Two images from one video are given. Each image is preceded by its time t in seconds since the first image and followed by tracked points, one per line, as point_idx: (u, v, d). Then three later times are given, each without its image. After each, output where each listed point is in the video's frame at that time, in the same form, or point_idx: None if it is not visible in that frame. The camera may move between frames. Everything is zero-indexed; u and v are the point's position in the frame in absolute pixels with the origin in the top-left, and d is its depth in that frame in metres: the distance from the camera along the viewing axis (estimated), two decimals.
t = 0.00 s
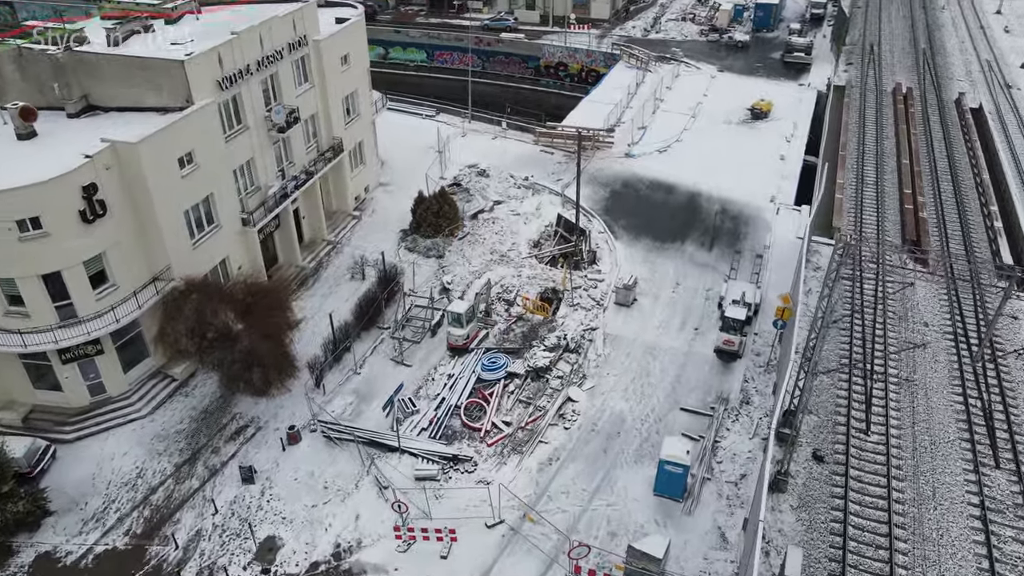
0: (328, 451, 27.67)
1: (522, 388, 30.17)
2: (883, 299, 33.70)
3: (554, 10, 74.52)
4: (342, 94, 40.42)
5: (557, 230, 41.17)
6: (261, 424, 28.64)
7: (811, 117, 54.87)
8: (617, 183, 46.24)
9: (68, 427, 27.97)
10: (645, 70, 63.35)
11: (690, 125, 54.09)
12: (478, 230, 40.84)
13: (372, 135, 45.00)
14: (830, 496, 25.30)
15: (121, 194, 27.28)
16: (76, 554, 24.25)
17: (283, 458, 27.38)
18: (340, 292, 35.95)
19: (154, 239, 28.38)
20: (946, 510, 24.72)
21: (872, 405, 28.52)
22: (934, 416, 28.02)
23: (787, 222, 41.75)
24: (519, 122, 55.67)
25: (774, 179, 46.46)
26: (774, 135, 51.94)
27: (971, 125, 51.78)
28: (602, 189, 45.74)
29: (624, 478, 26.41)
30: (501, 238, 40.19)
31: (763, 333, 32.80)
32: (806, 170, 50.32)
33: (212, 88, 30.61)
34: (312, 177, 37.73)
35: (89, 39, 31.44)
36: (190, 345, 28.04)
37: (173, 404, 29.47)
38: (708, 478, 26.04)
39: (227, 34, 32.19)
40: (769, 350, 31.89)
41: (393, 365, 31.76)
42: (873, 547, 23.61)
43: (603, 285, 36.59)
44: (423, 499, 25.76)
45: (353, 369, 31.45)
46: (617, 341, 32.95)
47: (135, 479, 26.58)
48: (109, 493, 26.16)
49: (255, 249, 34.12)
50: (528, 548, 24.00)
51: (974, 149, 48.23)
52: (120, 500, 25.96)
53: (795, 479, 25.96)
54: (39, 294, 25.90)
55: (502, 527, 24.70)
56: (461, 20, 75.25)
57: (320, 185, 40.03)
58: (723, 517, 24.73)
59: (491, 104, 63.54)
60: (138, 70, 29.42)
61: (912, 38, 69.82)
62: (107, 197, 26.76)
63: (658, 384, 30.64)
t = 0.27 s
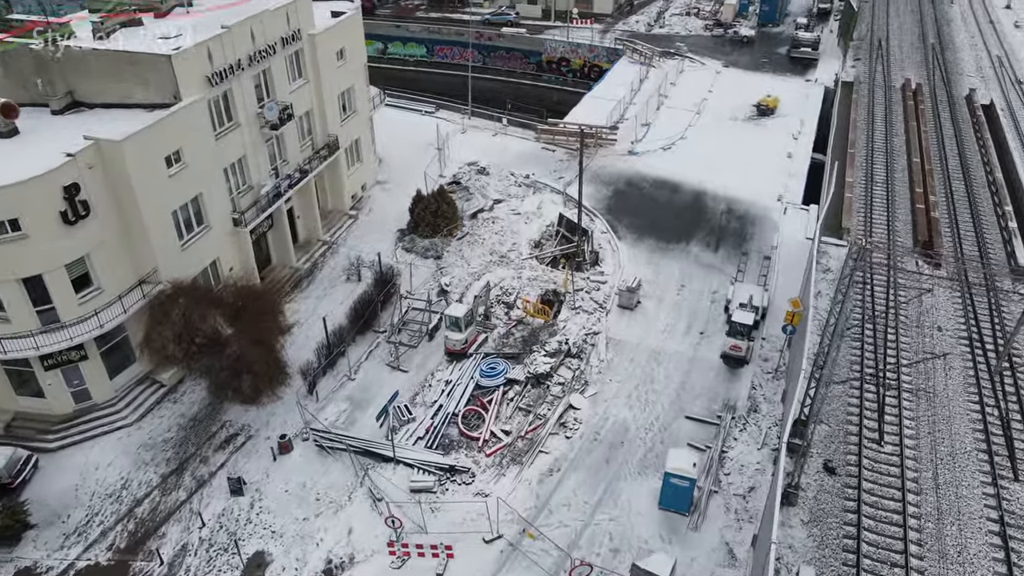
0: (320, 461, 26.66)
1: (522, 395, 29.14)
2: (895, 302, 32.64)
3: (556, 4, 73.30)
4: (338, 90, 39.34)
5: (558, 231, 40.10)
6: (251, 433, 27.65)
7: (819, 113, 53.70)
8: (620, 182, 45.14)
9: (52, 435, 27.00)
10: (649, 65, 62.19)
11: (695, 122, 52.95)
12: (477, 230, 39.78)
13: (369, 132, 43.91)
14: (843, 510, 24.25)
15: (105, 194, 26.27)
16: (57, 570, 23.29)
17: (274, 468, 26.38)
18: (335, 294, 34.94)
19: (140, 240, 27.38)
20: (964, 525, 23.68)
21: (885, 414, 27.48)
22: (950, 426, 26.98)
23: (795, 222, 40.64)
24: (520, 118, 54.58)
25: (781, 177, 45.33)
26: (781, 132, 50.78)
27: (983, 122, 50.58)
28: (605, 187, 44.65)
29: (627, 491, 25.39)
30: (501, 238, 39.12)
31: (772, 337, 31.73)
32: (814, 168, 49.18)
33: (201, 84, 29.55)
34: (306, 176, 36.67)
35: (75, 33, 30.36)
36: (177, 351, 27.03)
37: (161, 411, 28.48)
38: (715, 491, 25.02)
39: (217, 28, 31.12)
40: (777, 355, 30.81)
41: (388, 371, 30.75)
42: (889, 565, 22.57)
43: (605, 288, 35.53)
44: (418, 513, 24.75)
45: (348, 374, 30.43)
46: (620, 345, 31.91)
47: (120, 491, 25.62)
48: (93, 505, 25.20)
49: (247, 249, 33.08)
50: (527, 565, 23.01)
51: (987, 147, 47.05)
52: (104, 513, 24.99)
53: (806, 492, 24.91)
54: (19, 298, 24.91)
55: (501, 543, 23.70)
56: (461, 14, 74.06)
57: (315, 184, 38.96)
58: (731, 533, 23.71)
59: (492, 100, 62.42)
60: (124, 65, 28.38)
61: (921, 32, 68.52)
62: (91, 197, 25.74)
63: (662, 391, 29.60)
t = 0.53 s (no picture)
0: (314, 471, 25.65)
1: (524, 403, 28.09)
2: (911, 307, 31.51)
3: None
4: (337, 86, 38.27)
5: (562, 230, 39.00)
6: (243, 441, 26.66)
7: (830, 110, 52.45)
8: (626, 180, 44.01)
9: (37, 443, 26.04)
10: (655, 60, 60.94)
11: (703, 119, 51.75)
12: (479, 229, 38.69)
13: (369, 129, 42.84)
14: (859, 526, 23.16)
15: (90, 193, 25.27)
16: None
17: (266, 478, 25.38)
18: (332, 295, 33.95)
19: (128, 241, 26.39)
20: (987, 543, 22.57)
21: (902, 424, 26.37)
22: (970, 437, 25.86)
23: (806, 222, 39.47)
24: (524, 114, 53.43)
25: (792, 176, 44.14)
26: (791, 129, 49.56)
27: (999, 119, 49.27)
28: (611, 186, 43.52)
29: (633, 504, 24.34)
30: (504, 238, 38.04)
31: (783, 343, 30.64)
32: (825, 166, 47.96)
33: (192, 78, 28.52)
34: (303, 174, 35.63)
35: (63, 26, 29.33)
36: (167, 356, 26.04)
37: (150, 418, 27.51)
38: (725, 505, 23.98)
39: (209, 21, 30.08)
40: (789, 362, 29.70)
41: (386, 376, 29.73)
42: None
43: (611, 290, 34.45)
44: (415, 527, 23.74)
45: (344, 380, 29.40)
46: (626, 350, 30.83)
47: (106, 502, 24.66)
48: (78, 517, 24.25)
49: (241, 250, 32.06)
50: None
51: (1003, 145, 45.78)
52: (89, 525, 24.04)
53: (820, 507, 23.83)
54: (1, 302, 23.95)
55: (501, 559, 22.69)
56: (465, 8, 72.80)
57: (313, 181, 37.91)
58: (742, 550, 22.66)
59: (495, 96, 61.29)
60: (112, 59, 27.39)
61: (933, 27, 67.12)
62: (76, 196, 24.74)
63: (670, 398, 28.52)
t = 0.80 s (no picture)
0: (310, 480, 24.66)
1: (529, 411, 27.04)
2: (933, 313, 30.27)
3: None
4: (339, 80, 37.22)
5: (571, 230, 37.87)
6: (238, 448, 25.70)
7: (846, 107, 51.05)
8: (637, 178, 42.83)
9: (24, 448, 25.15)
10: (667, 55, 59.63)
11: (716, 115, 50.45)
12: (485, 227, 37.60)
13: (373, 124, 41.78)
14: (881, 546, 21.99)
15: (79, 190, 24.32)
16: None
17: (260, 487, 24.40)
18: (332, 296, 32.99)
19: (119, 239, 25.44)
20: (1017, 565, 21.37)
21: (925, 437, 25.16)
22: (997, 450, 24.65)
23: (823, 223, 38.19)
24: (532, 110, 52.25)
25: (807, 175, 42.83)
26: (806, 127, 48.23)
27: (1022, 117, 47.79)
28: (620, 184, 42.35)
29: (643, 519, 23.27)
30: (510, 237, 36.92)
31: (800, 349, 29.45)
32: (841, 165, 46.62)
33: (188, 71, 27.52)
34: (304, 170, 34.61)
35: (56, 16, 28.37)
36: (159, 359, 25.09)
37: (143, 423, 26.59)
38: (740, 521, 22.88)
39: (206, 12, 29.07)
40: (806, 369, 28.50)
41: (387, 381, 28.71)
42: None
43: (620, 292, 33.32)
44: (414, 540, 22.72)
45: (343, 384, 28.39)
46: (636, 356, 29.72)
47: (94, 511, 23.75)
48: (64, 526, 23.35)
49: (238, 248, 31.06)
50: None
51: None
52: (76, 535, 23.14)
53: (839, 524, 22.67)
54: None
55: None
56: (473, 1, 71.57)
57: (314, 178, 36.88)
58: (757, 570, 21.56)
59: (503, 91, 60.15)
60: (104, 50, 26.42)
61: (953, 22, 65.50)
62: (64, 193, 23.78)
63: (681, 407, 27.39)
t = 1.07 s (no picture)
0: (307, 490, 23.71)
1: (536, 420, 26.00)
2: (958, 320, 29.04)
3: None
4: (344, 74, 36.20)
5: (580, 230, 36.76)
6: (233, 455, 24.77)
7: (865, 104, 49.64)
8: (649, 177, 41.64)
9: (13, 454, 24.31)
10: (680, 50, 58.31)
11: (731, 112, 49.14)
12: (492, 226, 36.50)
13: (379, 120, 40.75)
14: (906, 569, 20.84)
15: (70, 186, 23.40)
16: None
17: (255, 497, 23.48)
18: (334, 297, 32.05)
19: (112, 238, 24.53)
20: None
21: (951, 452, 23.97)
22: None
23: (842, 225, 36.92)
24: (542, 106, 51.07)
25: (825, 174, 41.53)
26: (824, 124, 46.89)
27: None
28: (632, 183, 41.17)
29: (654, 536, 22.22)
30: (518, 237, 35.82)
31: (818, 357, 28.27)
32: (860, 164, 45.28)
33: (185, 64, 26.56)
34: (306, 167, 33.64)
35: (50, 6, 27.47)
36: (152, 363, 24.16)
37: (136, 427, 25.71)
38: (755, 540, 21.79)
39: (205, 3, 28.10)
40: (825, 379, 27.32)
41: (388, 386, 27.73)
42: None
43: (631, 295, 32.20)
44: (414, 556, 21.78)
45: (344, 389, 27.43)
46: (647, 362, 28.61)
47: (83, 520, 22.89)
48: (52, 536, 22.50)
49: (237, 248, 30.12)
50: None
51: None
52: (64, 546, 22.27)
53: (861, 545, 21.53)
54: None
55: None
56: None
57: (317, 175, 35.91)
58: None
59: (513, 87, 59.00)
60: (98, 42, 25.49)
61: (975, 18, 63.80)
62: (54, 190, 22.86)
63: (694, 416, 26.27)
